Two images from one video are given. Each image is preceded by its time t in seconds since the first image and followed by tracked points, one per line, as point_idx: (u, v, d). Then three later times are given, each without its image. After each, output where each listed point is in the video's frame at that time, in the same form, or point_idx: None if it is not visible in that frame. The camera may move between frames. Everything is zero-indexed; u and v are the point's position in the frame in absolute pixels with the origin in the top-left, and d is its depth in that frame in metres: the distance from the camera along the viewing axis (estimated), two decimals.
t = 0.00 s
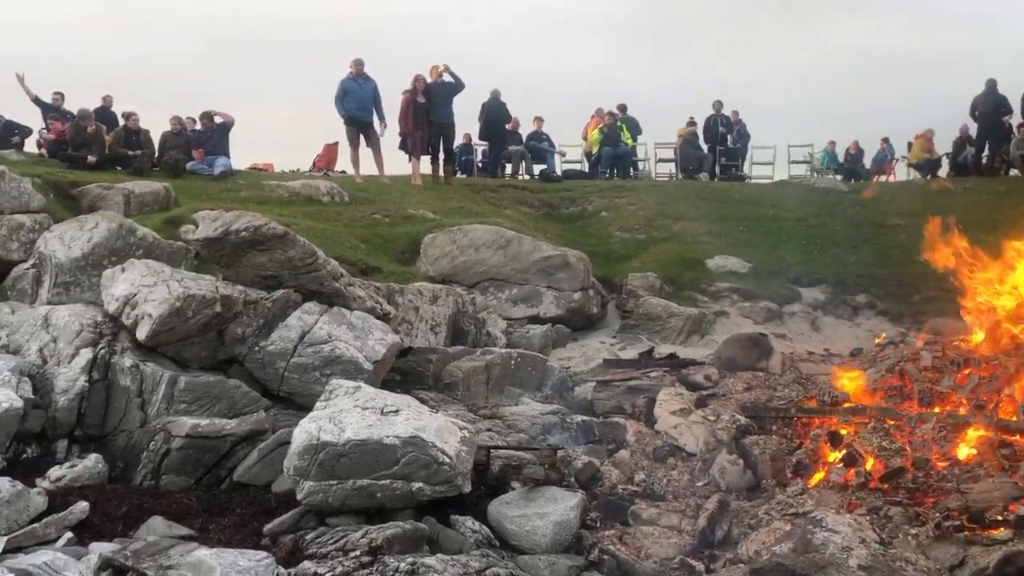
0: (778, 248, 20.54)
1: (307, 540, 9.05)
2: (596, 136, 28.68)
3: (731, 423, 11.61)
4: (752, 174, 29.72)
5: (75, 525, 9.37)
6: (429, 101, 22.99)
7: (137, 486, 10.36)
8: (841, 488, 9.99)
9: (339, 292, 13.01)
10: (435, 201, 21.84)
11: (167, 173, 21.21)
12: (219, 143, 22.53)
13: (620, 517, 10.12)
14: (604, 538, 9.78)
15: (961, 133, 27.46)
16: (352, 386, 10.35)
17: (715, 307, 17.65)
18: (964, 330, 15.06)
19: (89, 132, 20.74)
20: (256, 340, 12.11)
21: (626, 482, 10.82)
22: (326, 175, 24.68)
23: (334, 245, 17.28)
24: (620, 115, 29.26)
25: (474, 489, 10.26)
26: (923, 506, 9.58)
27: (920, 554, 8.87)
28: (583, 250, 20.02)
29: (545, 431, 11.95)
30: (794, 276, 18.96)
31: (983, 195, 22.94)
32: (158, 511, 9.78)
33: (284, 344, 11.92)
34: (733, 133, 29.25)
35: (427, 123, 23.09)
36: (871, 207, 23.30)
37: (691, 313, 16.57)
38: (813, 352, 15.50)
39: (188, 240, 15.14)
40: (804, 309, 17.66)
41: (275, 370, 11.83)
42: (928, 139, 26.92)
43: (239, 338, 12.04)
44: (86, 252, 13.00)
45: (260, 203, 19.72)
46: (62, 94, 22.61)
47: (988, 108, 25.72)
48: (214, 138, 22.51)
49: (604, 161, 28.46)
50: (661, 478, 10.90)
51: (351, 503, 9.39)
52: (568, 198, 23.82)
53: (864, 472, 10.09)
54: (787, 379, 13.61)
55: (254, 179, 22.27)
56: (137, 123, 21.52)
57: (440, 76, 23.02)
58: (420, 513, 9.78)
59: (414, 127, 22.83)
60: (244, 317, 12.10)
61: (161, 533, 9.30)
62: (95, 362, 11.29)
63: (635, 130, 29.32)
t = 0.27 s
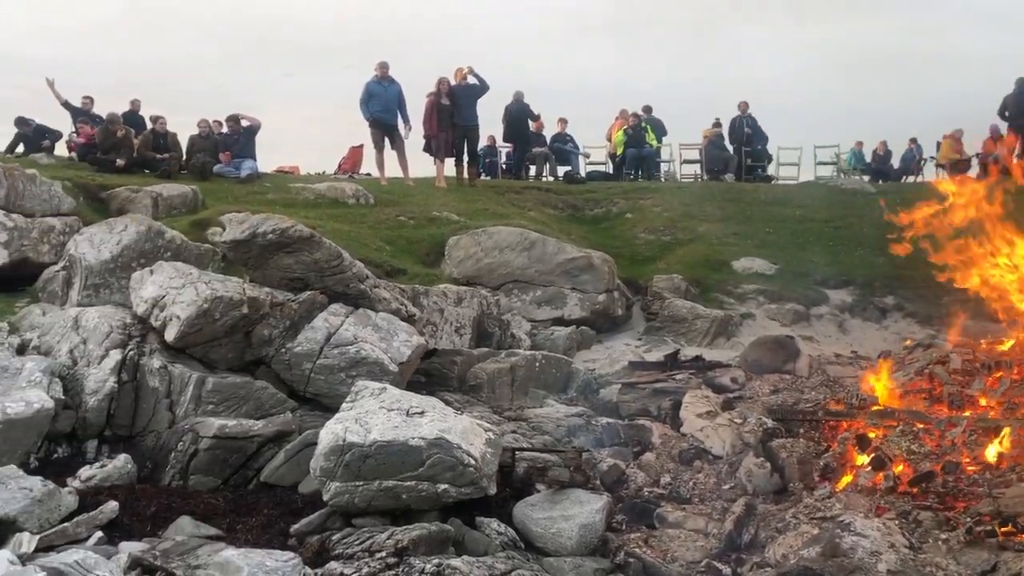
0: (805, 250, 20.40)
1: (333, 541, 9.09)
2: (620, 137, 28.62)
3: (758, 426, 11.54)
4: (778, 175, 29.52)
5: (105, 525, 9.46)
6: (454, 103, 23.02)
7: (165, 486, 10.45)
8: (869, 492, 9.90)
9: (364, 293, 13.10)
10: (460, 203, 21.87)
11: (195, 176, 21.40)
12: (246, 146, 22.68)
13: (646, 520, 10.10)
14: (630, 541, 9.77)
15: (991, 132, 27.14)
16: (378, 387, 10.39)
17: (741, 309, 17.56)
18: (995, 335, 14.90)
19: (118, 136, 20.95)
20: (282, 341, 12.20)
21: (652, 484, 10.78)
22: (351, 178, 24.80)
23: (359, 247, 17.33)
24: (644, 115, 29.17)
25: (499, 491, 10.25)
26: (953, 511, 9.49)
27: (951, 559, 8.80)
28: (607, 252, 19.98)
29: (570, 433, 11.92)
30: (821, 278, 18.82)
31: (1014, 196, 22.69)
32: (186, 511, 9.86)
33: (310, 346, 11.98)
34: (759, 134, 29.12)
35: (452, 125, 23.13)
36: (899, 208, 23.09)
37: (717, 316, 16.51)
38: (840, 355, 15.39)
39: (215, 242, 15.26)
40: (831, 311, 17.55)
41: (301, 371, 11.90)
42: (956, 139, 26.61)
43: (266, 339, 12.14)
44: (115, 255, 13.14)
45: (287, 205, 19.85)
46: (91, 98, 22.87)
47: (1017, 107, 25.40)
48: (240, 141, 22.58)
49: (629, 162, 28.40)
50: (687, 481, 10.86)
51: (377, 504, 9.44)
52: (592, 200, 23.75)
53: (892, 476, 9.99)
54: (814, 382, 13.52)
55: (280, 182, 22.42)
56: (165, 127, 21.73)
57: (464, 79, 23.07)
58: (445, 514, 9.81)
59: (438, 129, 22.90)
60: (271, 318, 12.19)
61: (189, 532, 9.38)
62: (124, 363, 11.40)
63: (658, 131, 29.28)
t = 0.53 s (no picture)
0: (833, 252, 20.24)
1: (361, 543, 9.13)
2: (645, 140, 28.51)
3: (786, 429, 11.47)
4: (805, 177, 29.31)
5: (136, 526, 9.56)
6: (479, 106, 23.02)
7: (195, 487, 10.54)
8: (900, 497, 9.80)
9: (391, 296, 13.14)
10: (485, 206, 21.90)
11: (223, 179, 21.58)
12: (273, 150, 22.76)
13: (673, 524, 10.08)
14: (657, 545, 9.75)
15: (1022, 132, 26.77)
16: (405, 390, 10.43)
17: (768, 311, 17.46)
18: None
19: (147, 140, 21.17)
20: (310, 344, 12.28)
21: (679, 489, 10.75)
22: (377, 181, 24.89)
23: (384, 249, 17.37)
24: (670, 117, 29.02)
25: (526, 494, 10.23)
26: (986, 517, 9.37)
27: (984, 566, 8.70)
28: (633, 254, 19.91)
29: (596, 436, 11.86)
30: (849, 280, 18.66)
31: None
32: (215, 513, 9.95)
33: (338, 348, 12.04)
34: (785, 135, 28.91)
35: (477, 129, 23.20)
36: (928, 209, 22.86)
37: (744, 318, 16.40)
38: (869, 358, 15.26)
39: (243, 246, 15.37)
40: (860, 313, 17.42)
41: (328, 373, 11.96)
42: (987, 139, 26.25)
43: (294, 342, 12.22)
44: (145, 258, 13.30)
45: (313, 209, 19.97)
46: (121, 103, 23.13)
47: None
48: (268, 144, 22.66)
49: (654, 164, 28.29)
50: (714, 485, 10.82)
51: (404, 506, 9.47)
52: (617, 202, 23.69)
53: (923, 480, 9.89)
54: (842, 386, 13.39)
55: (306, 185, 22.55)
56: (193, 131, 21.93)
57: (489, 81, 23.10)
58: (472, 517, 9.81)
59: (463, 132, 23.08)
60: (298, 321, 12.27)
61: (218, 534, 9.46)
62: (154, 365, 11.51)
63: (684, 132, 29.07)
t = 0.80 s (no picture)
0: (862, 254, 20.05)
1: (389, 546, 9.16)
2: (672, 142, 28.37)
3: (816, 434, 11.47)
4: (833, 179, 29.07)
5: (167, 527, 9.66)
6: (505, 110, 23.06)
7: (225, 489, 10.62)
8: (932, 502, 9.68)
9: (418, 300, 13.18)
10: (511, 209, 21.90)
11: (252, 184, 21.76)
12: (301, 154, 23.07)
13: (702, 529, 10.04)
14: (686, 550, 9.70)
15: None
16: (433, 393, 10.47)
17: (797, 315, 17.33)
18: None
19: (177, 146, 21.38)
20: (338, 347, 12.34)
21: (708, 493, 10.69)
22: (403, 185, 24.97)
23: (411, 253, 17.40)
24: (698, 119, 28.83)
25: (554, 497, 10.19)
26: (1022, 523, 9.24)
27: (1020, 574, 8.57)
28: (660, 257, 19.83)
29: (623, 440, 11.83)
30: (879, 282, 18.48)
31: None
32: (245, 515, 10.03)
33: (366, 352, 12.14)
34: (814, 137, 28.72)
35: (503, 132, 23.22)
36: (959, 211, 22.59)
37: (773, 321, 16.27)
38: (900, 362, 15.10)
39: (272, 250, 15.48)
40: (890, 317, 17.27)
41: (356, 377, 12.04)
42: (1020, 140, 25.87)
43: (322, 345, 12.28)
44: (176, 262, 13.45)
45: (341, 213, 20.08)
46: (151, 109, 23.38)
47: None
48: (296, 149, 23.01)
49: (682, 166, 28.18)
50: (743, 490, 10.75)
51: (432, 510, 9.48)
52: (644, 205, 23.61)
53: (957, 486, 9.78)
54: (873, 389, 13.25)
55: (333, 190, 22.66)
56: (222, 137, 22.12)
57: (515, 85, 23.11)
58: (500, 521, 9.80)
59: (489, 136, 23.10)
60: (327, 324, 12.34)
61: (248, 536, 9.53)
62: (185, 368, 11.63)
63: (712, 134, 28.79)
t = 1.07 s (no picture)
0: (894, 257, 19.84)
1: (419, 549, 9.17)
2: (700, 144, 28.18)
3: (847, 439, 11.34)
4: (864, 181, 28.79)
5: (200, 529, 9.75)
6: (531, 114, 23.11)
7: (256, 492, 10.68)
8: (967, 509, 9.57)
9: (446, 303, 13.24)
10: (538, 213, 21.90)
11: (281, 189, 21.94)
12: (330, 159, 23.17)
13: (732, 534, 9.98)
14: (716, 555, 9.65)
15: None
16: (461, 397, 10.49)
17: (828, 319, 17.18)
18: None
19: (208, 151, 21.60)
20: (367, 351, 12.43)
21: (738, 499, 10.65)
22: (431, 189, 25.04)
23: (438, 257, 17.44)
24: (726, 121, 28.68)
25: (583, 502, 10.19)
26: None
27: None
28: (688, 260, 19.74)
29: (652, 445, 11.81)
30: (911, 286, 18.29)
31: None
32: (275, 518, 10.09)
33: (394, 355, 12.22)
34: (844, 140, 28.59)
35: (530, 136, 23.22)
36: (993, 213, 22.31)
37: (803, 325, 16.19)
38: (933, 366, 14.93)
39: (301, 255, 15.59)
40: (923, 321, 17.11)
41: (385, 380, 12.11)
42: None
43: (351, 349, 12.37)
44: (207, 267, 13.59)
45: (369, 217, 20.18)
46: (182, 115, 23.65)
47: None
48: (325, 154, 23.11)
49: (710, 169, 28.06)
50: (774, 495, 10.68)
51: (461, 514, 9.49)
52: (672, 208, 23.52)
53: (992, 493, 9.66)
54: (906, 394, 13.10)
55: (362, 194, 22.77)
56: (252, 142, 22.30)
57: (542, 89, 23.12)
58: (529, 525, 9.79)
59: (516, 140, 23.00)
60: (356, 328, 12.43)
61: (280, 539, 9.58)
62: (216, 371, 11.70)
63: (740, 137, 28.65)
